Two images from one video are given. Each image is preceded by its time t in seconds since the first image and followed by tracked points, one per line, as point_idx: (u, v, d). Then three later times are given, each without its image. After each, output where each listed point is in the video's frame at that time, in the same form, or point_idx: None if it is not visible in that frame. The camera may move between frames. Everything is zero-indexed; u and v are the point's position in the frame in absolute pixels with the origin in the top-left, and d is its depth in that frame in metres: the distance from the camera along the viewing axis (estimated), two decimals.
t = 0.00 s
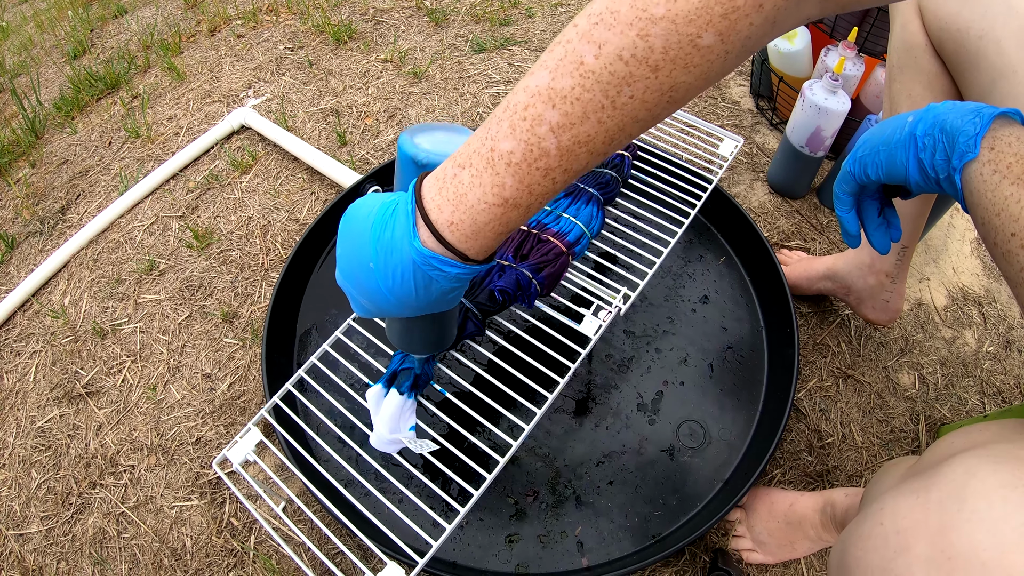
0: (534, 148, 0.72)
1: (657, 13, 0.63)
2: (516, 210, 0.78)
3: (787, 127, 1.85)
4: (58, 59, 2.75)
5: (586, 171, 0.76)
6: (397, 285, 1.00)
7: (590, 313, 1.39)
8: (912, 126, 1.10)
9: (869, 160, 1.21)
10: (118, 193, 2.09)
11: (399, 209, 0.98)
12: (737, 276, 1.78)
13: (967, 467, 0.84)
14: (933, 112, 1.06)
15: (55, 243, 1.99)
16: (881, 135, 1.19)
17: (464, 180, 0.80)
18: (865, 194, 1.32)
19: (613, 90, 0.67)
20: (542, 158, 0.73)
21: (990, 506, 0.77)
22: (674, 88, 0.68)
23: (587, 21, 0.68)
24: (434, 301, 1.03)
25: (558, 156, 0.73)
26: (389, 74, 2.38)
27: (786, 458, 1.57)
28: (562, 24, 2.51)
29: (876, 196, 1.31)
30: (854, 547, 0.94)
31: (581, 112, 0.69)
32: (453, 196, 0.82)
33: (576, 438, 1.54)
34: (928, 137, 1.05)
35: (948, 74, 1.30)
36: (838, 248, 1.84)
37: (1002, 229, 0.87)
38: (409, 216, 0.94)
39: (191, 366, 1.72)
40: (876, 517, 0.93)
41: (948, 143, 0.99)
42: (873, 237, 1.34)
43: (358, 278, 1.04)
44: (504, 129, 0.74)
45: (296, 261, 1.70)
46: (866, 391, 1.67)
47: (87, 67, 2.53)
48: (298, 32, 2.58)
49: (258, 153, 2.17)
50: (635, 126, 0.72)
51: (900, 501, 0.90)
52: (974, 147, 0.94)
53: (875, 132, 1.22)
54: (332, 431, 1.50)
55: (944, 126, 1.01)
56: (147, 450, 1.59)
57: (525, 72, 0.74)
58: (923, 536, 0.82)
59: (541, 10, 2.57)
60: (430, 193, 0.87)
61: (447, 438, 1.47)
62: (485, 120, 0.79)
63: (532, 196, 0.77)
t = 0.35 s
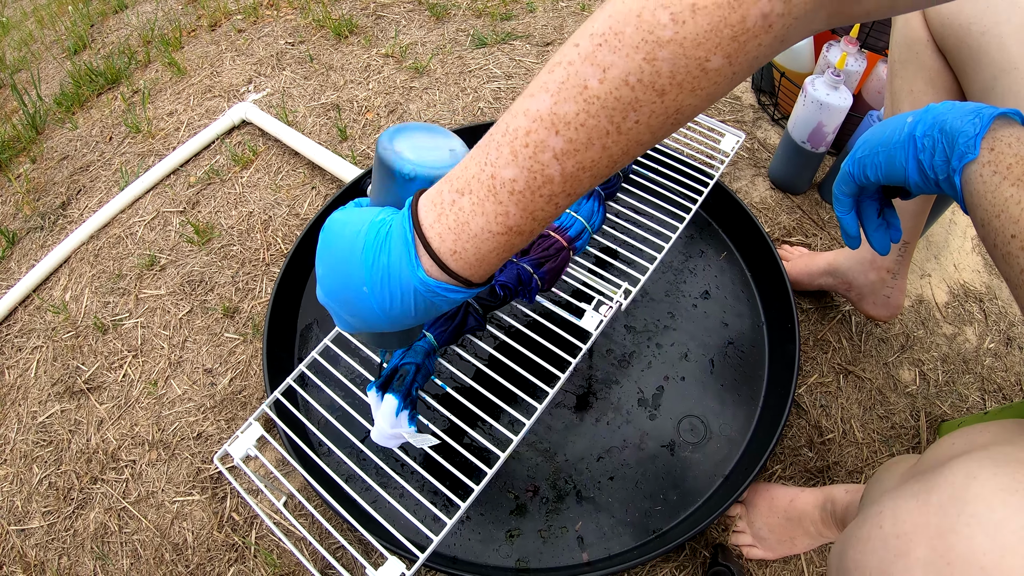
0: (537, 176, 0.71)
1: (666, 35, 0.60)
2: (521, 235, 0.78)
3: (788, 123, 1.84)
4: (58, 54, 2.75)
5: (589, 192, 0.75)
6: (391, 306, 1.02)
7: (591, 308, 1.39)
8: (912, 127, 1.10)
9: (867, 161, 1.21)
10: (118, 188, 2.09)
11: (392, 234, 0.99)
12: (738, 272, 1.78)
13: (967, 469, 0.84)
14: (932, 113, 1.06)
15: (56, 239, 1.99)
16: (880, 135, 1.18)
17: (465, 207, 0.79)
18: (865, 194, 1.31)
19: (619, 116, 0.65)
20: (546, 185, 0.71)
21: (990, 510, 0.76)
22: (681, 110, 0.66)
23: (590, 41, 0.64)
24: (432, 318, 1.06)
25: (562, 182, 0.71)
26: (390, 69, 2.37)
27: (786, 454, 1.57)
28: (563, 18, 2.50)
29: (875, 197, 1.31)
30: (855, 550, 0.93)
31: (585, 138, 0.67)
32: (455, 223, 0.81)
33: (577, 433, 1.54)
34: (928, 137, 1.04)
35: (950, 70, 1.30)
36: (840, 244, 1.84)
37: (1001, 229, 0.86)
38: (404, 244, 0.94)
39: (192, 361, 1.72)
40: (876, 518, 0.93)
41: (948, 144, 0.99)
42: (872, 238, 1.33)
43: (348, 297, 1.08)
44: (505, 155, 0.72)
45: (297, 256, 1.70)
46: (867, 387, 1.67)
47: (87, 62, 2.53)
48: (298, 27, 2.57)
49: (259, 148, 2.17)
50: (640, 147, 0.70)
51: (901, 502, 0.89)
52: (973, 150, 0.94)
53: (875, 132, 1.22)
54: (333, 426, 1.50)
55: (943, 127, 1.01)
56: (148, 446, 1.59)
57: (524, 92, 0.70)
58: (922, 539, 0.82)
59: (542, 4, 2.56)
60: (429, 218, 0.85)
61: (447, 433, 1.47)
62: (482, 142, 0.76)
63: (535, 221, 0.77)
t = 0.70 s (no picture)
0: (536, 159, 0.69)
1: (666, 12, 0.60)
2: (517, 225, 0.75)
3: (792, 119, 1.84)
4: (60, 49, 2.75)
5: (590, 181, 0.73)
6: (389, 304, 0.99)
7: (595, 303, 1.39)
8: (920, 125, 1.09)
9: (876, 159, 1.20)
10: (121, 183, 2.09)
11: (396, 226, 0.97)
12: (741, 268, 1.77)
13: (975, 471, 0.83)
14: (941, 111, 1.05)
15: (59, 234, 1.99)
16: (887, 133, 1.18)
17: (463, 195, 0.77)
18: (871, 192, 1.30)
19: (620, 96, 0.64)
20: (545, 169, 0.69)
21: (999, 515, 0.76)
22: (684, 94, 0.65)
23: (590, 23, 0.64)
24: (430, 323, 1.01)
25: (562, 167, 0.69)
26: (393, 64, 2.37)
27: (789, 450, 1.57)
28: (567, 13, 2.50)
29: (882, 194, 1.29)
30: (860, 550, 0.93)
31: (586, 120, 0.65)
32: (452, 211, 0.79)
33: (580, 429, 1.54)
34: (936, 136, 1.04)
35: (955, 67, 1.29)
36: (843, 240, 1.84)
37: (1010, 229, 0.86)
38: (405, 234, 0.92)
39: (195, 356, 1.72)
40: (884, 520, 0.92)
41: (957, 142, 0.98)
42: (878, 235, 1.34)
43: (347, 295, 1.05)
44: (504, 139, 0.71)
45: (300, 251, 1.69)
46: (870, 383, 1.66)
47: (89, 57, 2.52)
48: (301, 21, 2.56)
49: (262, 143, 2.17)
50: (643, 134, 0.69)
51: (909, 504, 0.89)
52: (983, 149, 0.93)
53: (882, 129, 1.21)
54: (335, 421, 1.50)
55: (953, 126, 1.00)
56: (151, 440, 1.59)
57: (525, 78, 0.70)
58: (931, 542, 0.81)
59: None
60: (428, 207, 0.84)
61: (450, 428, 1.47)
62: (482, 130, 0.75)
63: (534, 209, 0.74)
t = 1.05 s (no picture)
0: (537, 177, 0.69)
1: (670, 26, 0.59)
2: (520, 242, 0.76)
3: (795, 116, 1.84)
4: (63, 45, 2.75)
5: (592, 195, 0.74)
6: (387, 323, 1.00)
7: (597, 300, 1.38)
8: (922, 119, 1.08)
9: (877, 153, 1.19)
10: (123, 179, 2.09)
11: (388, 246, 0.97)
12: (743, 265, 1.77)
13: (973, 464, 0.83)
14: (944, 105, 1.05)
15: (61, 230, 1.99)
16: (889, 127, 1.17)
17: (462, 214, 0.77)
18: (873, 187, 1.30)
19: (622, 113, 0.64)
20: (547, 187, 0.70)
21: (994, 507, 0.76)
22: (687, 106, 0.65)
23: (589, 35, 0.63)
24: (428, 339, 1.03)
25: (564, 184, 0.70)
26: (396, 60, 2.37)
27: (791, 448, 1.57)
28: (570, 10, 2.49)
29: (885, 188, 1.29)
30: (858, 543, 0.93)
31: (588, 137, 0.66)
32: (451, 231, 0.79)
33: (582, 425, 1.54)
34: (937, 130, 1.03)
35: (958, 65, 1.28)
36: (846, 238, 1.83)
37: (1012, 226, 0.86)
38: (401, 254, 0.93)
39: (197, 352, 1.72)
40: (882, 513, 0.92)
41: (959, 137, 0.98)
42: (879, 230, 1.34)
43: (340, 316, 1.04)
44: (503, 157, 0.71)
45: (302, 246, 1.69)
46: (871, 382, 1.66)
47: (92, 53, 2.53)
48: (304, 17, 2.56)
49: (264, 139, 2.17)
50: (645, 147, 0.69)
51: (907, 497, 0.89)
52: (984, 143, 0.93)
53: (884, 123, 1.21)
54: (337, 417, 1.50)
55: (954, 120, 1.00)
56: (153, 436, 1.59)
57: (523, 92, 0.70)
58: (928, 534, 0.81)
59: None
60: (425, 227, 0.84)
61: (452, 424, 1.47)
62: (479, 146, 0.75)
63: (536, 227, 0.75)
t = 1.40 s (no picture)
0: (537, 196, 0.69)
1: (673, 40, 0.59)
2: (520, 261, 0.76)
3: (798, 115, 1.83)
4: (64, 43, 2.75)
5: (592, 209, 0.74)
6: (388, 342, 1.00)
7: (598, 299, 1.38)
8: (924, 117, 1.08)
9: (879, 151, 1.19)
10: (124, 177, 2.09)
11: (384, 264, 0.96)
12: (745, 264, 1.77)
13: (975, 461, 0.83)
14: (945, 103, 1.05)
15: (62, 228, 1.99)
16: (891, 125, 1.17)
17: (461, 234, 0.77)
18: (875, 183, 1.30)
19: (623, 129, 0.64)
20: (547, 206, 0.70)
21: (998, 503, 0.76)
22: (689, 120, 0.65)
23: (589, 49, 0.62)
24: (431, 356, 1.03)
25: (564, 202, 0.70)
26: (398, 58, 2.37)
27: (792, 447, 1.57)
28: (572, 8, 2.49)
29: (886, 185, 1.30)
30: (861, 541, 0.93)
31: (589, 154, 0.66)
32: (449, 252, 0.79)
33: (583, 424, 1.54)
34: (940, 128, 1.03)
35: (961, 64, 1.28)
36: (847, 237, 1.83)
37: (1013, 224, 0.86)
38: (398, 274, 0.91)
39: (198, 350, 1.72)
40: (884, 511, 0.92)
41: (962, 135, 0.97)
42: (881, 228, 1.33)
43: (342, 335, 1.05)
44: (501, 176, 0.70)
45: (304, 244, 1.69)
46: (872, 381, 1.66)
47: (93, 51, 2.53)
48: (305, 15, 2.56)
49: (265, 137, 2.17)
50: (646, 161, 0.70)
51: (909, 495, 0.89)
52: (987, 141, 0.93)
53: (887, 121, 1.20)
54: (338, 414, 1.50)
55: (957, 118, 0.99)
56: (154, 434, 1.59)
57: (521, 107, 0.69)
58: (929, 531, 0.81)
59: None
60: (423, 247, 0.84)
61: (453, 422, 1.47)
62: (476, 164, 0.74)
63: (536, 244, 0.76)
